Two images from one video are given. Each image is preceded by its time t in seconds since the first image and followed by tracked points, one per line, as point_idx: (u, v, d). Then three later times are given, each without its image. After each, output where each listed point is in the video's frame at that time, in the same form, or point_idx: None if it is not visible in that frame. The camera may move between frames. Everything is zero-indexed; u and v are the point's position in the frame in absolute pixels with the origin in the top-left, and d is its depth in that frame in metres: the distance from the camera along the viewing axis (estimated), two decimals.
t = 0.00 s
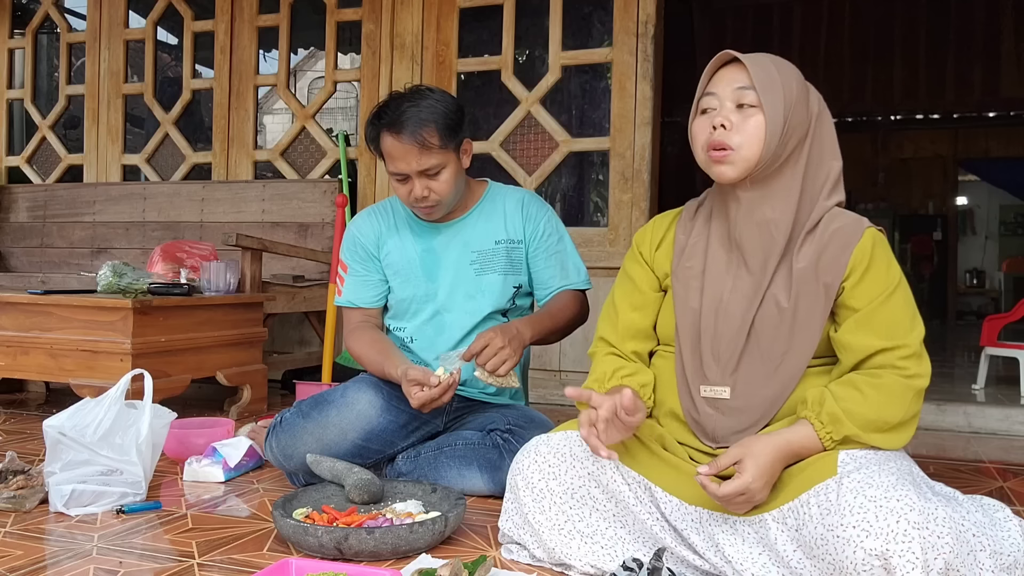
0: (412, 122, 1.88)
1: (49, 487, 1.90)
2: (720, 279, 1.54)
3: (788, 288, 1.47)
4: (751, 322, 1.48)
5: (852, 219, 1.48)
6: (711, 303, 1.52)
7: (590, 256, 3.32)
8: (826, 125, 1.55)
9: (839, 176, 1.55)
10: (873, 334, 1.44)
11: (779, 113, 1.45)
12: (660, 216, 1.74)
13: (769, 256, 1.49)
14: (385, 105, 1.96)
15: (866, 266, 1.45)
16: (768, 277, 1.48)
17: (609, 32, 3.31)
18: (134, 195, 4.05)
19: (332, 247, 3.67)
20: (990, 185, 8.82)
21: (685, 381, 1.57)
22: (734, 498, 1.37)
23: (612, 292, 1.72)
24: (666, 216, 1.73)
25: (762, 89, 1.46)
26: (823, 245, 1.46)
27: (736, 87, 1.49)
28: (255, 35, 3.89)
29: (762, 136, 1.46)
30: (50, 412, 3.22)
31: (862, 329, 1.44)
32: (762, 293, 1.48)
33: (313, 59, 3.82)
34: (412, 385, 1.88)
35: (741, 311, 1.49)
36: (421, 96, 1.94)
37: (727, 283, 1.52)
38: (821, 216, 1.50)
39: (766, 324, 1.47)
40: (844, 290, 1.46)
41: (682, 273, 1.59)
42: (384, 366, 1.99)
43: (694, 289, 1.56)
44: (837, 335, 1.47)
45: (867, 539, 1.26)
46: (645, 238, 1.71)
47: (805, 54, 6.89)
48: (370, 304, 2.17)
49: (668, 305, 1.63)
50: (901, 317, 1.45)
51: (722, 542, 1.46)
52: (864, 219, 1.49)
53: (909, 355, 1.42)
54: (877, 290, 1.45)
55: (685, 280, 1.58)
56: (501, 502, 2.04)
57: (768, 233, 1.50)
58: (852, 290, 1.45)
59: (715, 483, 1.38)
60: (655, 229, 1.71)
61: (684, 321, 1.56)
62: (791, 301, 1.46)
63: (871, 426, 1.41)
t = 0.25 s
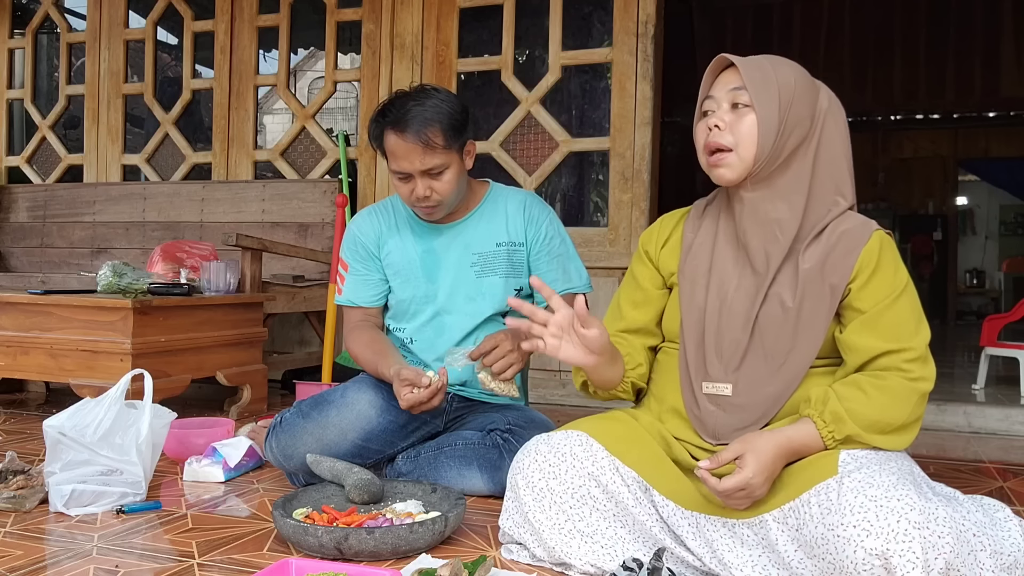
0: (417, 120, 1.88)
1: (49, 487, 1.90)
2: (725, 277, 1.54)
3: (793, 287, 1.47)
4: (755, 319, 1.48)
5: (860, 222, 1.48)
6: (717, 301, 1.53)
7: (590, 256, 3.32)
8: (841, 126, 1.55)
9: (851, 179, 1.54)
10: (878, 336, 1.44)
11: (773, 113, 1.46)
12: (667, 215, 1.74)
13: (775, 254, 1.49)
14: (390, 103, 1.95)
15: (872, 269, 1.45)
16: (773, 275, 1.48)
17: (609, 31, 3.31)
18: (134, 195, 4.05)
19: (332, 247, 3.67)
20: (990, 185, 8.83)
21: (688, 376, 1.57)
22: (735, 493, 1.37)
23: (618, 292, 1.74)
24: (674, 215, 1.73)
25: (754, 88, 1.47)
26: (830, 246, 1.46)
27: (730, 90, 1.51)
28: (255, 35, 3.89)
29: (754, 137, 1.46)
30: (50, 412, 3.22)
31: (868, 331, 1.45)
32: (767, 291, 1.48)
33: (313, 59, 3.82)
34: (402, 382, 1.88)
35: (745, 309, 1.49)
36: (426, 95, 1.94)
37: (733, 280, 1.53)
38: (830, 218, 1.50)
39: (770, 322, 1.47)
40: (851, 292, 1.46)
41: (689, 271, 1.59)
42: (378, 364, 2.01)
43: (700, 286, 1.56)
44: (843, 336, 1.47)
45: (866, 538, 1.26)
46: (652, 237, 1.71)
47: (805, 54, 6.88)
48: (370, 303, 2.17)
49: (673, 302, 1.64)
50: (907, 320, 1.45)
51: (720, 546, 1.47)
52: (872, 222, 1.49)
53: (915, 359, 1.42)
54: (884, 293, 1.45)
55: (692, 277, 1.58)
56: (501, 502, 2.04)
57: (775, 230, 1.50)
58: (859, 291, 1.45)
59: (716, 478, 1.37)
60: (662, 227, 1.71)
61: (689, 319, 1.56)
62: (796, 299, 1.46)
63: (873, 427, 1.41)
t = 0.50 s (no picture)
0: (432, 122, 1.88)
1: (49, 487, 1.90)
2: (729, 273, 1.54)
3: (797, 285, 1.47)
4: (759, 317, 1.48)
5: (866, 223, 1.48)
6: (720, 299, 1.53)
7: (590, 256, 3.32)
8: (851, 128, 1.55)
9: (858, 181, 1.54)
10: (881, 337, 1.44)
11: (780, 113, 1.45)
12: (671, 214, 1.73)
13: (780, 253, 1.49)
14: (403, 102, 1.95)
15: (877, 269, 1.45)
16: (777, 274, 1.48)
17: (609, 31, 3.31)
18: (134, 195, 4.05)
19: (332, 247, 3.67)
20: (990, 185, 8.83)
21: (690, 375, 1.57)
22: (735, 490, 1.37)
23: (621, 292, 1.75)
24: (678, 214, 1.73)
25: (761, 88, 1.46)
26: (835, 247, 1.46)
27: (737, 89, 1.51)
28: (255, 35, 3.89)
29: (762, 137, 1.46)
30: (50, 412, 3.22)
31: (871, 332, 1.44)
32: (771, 290, 1.48)
33: (313, 59, 3.82)
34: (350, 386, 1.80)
35: (749, 307, 1.49)
36: (440, 96, 1.93)
37: (737, 278, 1.53)
38: (835, 219, 1.50)
39: (773, 321, 1.47)
40: (855, 292, 1.46)
41: (693, 268, 1.59)
42: (334, 364, 1.92)
43: (704, 283, 1.56)
44: (846, 336, 1.47)
45: (867, 537, 1.26)
46: (655, 236, 1.71)
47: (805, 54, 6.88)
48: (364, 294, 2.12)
49: (675, 299, 1.65)
50: (910, 321, 1.45)
51: (718, 547, 1.47)
52: (877, 223, 1.48)
53: (917, 360, 1.43)
54: (887, 294, 1.45)
55: (696, 274, 1.58)
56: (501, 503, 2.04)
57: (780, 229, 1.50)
58: (863, 291, 1.45)
59: (716, 476, 1.37)
60: (665, 227, 1.70)
61: (693, 318, 1.56)
62: (800, 299, 1.45)
63: (874, 427, 1.41)
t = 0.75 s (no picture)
0: (444, 123, 1.86)
1: (49, 487, 1.90)
2: (730, 273, 1.54)
3: (798, 285, 1.47)
4: (760, 317, 1.48)
5: (866, 224, 1.48)
6: (721, 299, 1.53)
7: (590, 256, 3.32)
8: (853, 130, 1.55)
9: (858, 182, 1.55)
10: (882, 336, 1.44)
11: (791, 113, 1.45)
12: (671, 215, 1.73)
13: (781, 253, 1.49)
14: (415, 101, 1.93)
15: (877, 270, 1.45)
16: (778, 274, 1.48)
17: (609, 31, 3.31)
18: (134, 195, 4.05)
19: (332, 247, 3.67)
20: (990, 185, 8.83)
21: (691, 373, 1.57)
22: (738, 490, 1.37)
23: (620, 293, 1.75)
24: (678, 216, 1.73)
25: (774, 89, 1.46)
26: (836, 246, 1.46)
27: (749, 88, 1.50)
28: (255, 35, 3.89)
29: (772, 136, 1.46)
30: (50, 412, 3.22)
31: (872, 331, 1.45)
32: (772, 290, 1.48)
33: (313, 59, 3.82)
34: (315, 439, 1.66)
35: (750, 306, 1.49)
36: (452, 96, 1.92)
37: (738, 278, 1.53)
38: (835, 219, 1.50)
39: (774, 320, 1.47)
40: (856, 291, 1.46)
41: (694, 269, 1.59)
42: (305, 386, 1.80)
43: (705, 283, 1.56)
44: (846, 336, 1.47)
45: (866, 536, 1.26)
46: (655, 238, 1.71)
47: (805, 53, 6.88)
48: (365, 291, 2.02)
49: (676, 299, 1.65)
50: (910, 321, 1.45)
51: (718, 546, 1.47)
52: (877, 223, 1.48)
53: (918, 359, 1.43)
54: (887, 293, 1.45)
55: (696, 274, 1.58)
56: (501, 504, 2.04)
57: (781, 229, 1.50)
58: (864, 291, 1.45)
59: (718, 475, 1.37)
60: (666, 228, 1.71)
61: (694, 318, 1.56)
62: (801, 299, 1.45)
63: (876, 426, 1.41)
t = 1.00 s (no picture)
0: (448, 130, 1.84)
1: (49, 487, 1.90)
2: (726, 276, 1.54)
3: (793, 287, 1.48)
4: (756, 320, 1.48)
5: (859, 222, 1.48)
6: (717, 301, 1.53)
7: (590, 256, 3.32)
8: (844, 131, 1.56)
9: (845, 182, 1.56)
10: (878, 336, 1.44)
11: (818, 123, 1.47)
12: (665, 216, 1.73)
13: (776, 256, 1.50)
14: (419, 106, 1.90)
15: (871, 269, 1.46)
16: (774, 277, 1.49)
17: (609, 31, 3.31)
18: (134, 195, 4.05)
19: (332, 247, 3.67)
20: (989, 185, 8.83)
21: (688, 376, 1.56)
22: (736, 492, 1.37)
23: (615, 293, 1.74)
24: (671, 216, 1.72)
25: (810, 97, 1.47)
26: (829, 246, 1.47)
27: (781, 91, 1.50)
28: (255, 35, 3.89)
29: (800, 143, 1.47)
30: (50, 412, 3.22)
31: (868, 331, 1.45)
32: (768, 293, 1.48)
33: (313, 59, 3.82)
34: (318, 460, 1.65)
35: (746, 309, 1.50)
36: (456, 102, 1.89)
37: (734, 280, 1.53)
38: (829, 218, 1.50)
39: (770, 323, 1.48)
40: (850, 291, 1.46)
41: (688, 272, 1.59)
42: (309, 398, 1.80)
43: (700, 286, 1.56)
44: (842, 336, 1.47)
45: (866, 536, 1.26)
46: (648, 240, 1.70)
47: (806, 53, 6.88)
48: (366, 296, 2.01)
49: (671, 304, 1.64)
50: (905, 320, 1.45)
51: (718, 546, 1.47)
52: (870, 222, 1.49)
53: (914, 357, 1.43)
54: (882, 292, 1.45)
55: (691, 278, 1.58)
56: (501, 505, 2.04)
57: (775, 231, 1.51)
58: (858, 291, 1.45)
59: (716, 478, 1.38)
60: (660, 229, 1.70)
61: (689, 319, 1.56)
62: (796, 300, 1.46)
63: (874, 425, 1.41)
